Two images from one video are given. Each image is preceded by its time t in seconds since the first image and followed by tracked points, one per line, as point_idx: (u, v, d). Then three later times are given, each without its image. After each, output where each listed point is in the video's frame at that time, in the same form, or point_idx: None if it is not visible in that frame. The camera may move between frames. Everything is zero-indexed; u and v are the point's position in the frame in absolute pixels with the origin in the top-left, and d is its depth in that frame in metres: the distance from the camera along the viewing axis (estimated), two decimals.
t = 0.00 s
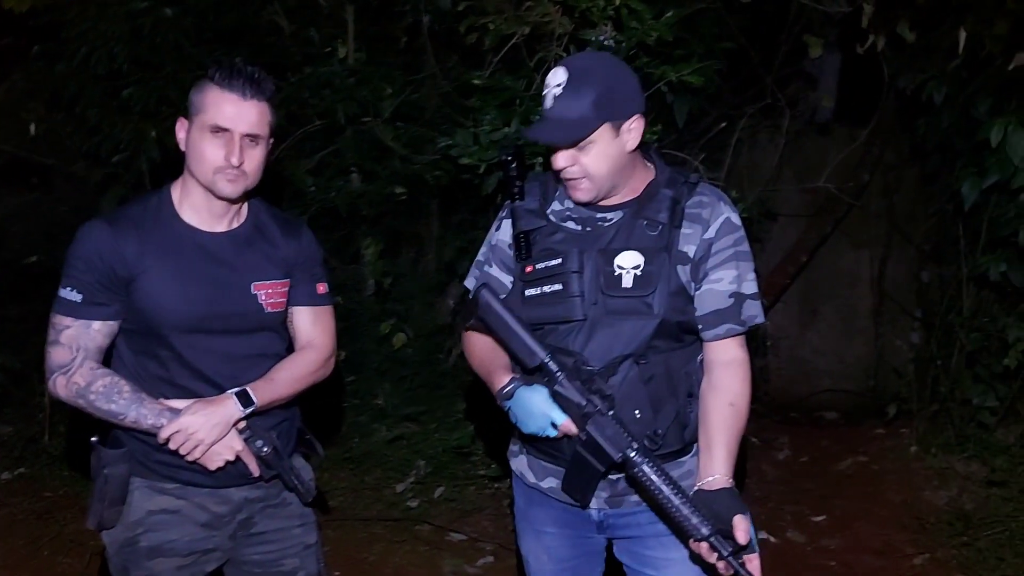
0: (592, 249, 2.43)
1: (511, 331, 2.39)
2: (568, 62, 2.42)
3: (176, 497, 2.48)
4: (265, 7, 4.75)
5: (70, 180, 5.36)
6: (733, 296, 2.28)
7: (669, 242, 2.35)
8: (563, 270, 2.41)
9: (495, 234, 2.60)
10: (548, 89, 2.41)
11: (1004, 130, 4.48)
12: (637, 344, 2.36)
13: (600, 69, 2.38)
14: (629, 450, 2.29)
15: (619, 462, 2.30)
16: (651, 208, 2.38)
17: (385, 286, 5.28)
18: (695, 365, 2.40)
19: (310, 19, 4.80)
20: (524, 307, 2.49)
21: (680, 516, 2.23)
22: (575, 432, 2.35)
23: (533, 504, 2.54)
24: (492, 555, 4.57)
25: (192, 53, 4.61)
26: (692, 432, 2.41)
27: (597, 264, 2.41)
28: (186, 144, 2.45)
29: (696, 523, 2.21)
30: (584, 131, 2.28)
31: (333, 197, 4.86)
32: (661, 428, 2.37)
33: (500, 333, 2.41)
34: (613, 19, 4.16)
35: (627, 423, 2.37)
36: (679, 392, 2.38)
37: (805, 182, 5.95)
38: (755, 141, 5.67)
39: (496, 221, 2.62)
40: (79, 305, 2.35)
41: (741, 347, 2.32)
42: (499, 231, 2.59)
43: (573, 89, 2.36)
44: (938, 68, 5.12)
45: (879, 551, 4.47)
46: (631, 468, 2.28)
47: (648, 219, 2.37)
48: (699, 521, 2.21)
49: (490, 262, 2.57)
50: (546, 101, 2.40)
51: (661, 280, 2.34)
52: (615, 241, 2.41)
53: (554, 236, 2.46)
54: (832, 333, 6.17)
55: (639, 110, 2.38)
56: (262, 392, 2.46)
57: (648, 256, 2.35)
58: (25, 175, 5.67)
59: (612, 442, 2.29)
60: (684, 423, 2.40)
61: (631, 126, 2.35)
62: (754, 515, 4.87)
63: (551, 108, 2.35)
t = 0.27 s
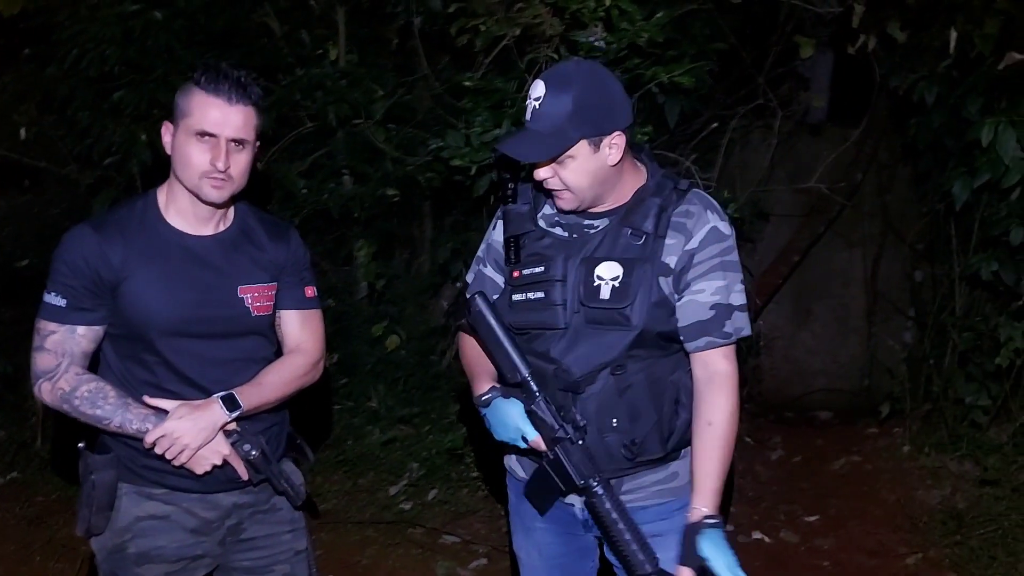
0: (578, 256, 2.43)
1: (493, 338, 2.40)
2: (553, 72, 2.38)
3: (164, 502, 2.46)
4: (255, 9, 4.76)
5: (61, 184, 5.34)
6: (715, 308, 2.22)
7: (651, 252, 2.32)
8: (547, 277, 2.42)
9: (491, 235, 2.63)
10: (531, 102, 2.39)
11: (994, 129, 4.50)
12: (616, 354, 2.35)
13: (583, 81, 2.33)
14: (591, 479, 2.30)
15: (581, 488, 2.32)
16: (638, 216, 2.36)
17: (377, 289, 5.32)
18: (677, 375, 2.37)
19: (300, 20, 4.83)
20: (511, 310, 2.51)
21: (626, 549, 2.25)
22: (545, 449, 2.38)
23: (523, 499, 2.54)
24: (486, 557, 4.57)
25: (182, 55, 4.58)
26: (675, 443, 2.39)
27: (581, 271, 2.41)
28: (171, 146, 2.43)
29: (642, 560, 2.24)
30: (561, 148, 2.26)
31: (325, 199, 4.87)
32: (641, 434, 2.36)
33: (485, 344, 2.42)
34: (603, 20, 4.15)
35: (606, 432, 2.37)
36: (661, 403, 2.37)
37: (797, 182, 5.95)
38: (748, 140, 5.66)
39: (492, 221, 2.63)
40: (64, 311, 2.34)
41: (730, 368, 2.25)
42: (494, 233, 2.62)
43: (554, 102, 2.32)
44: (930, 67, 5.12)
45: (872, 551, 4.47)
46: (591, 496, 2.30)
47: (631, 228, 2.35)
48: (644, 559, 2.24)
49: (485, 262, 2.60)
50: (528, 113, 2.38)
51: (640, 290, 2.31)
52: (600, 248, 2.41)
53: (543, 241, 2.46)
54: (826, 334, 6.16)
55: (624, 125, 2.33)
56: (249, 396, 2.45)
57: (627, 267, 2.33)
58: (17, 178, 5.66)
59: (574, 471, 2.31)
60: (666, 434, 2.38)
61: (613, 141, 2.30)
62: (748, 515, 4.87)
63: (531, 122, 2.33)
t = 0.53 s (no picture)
0: (562, 260, 2.45)
1: (480, 338, 2.47)
2: (547, 83, 2.36)
3: (161, 516, 2.46)
4: (241, 17, 4.73)
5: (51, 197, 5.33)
6: (641, 306, 2.22)
7: (627, 262, 2.31)
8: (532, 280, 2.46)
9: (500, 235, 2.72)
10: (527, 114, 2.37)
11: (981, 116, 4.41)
12: (591, 361, 2.37)
13: (579, 94, 2.31)
14: (564, 477, 2.33)
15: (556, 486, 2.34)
16: (621, 225, 2.34)
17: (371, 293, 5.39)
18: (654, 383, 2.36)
19: (287, 29, 4.83)
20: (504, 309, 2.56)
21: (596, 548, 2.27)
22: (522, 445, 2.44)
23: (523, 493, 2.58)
24: (489, 558, 4.58)
25: (167, 66, 4.56)
26: (655, 451, 2.37)
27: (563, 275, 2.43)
28: (157, 158, 2.43)
29: (608, 557, 2.25)
30: (557, 164, 2.26)
31: (316, 206, 4.85)
32: (615, 437, 2.37)
33: (474, 345, 2.49)
34: (588, 19, 4.15)
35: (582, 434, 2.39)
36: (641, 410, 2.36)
37: (788, 174, 5.98)
38: (737, 135, 5.67)
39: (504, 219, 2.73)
40: (54, 327, 2.33)
41: (643, 355, 2.20)
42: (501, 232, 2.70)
43: (549, 115, 2.31)
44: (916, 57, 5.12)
45: (872, 541, 4.48)
46: (563, 494, 2.32)
47: (611, 238, 2.35)
48: (611, 555, 2.25)
49: (494, 258, 2.71)
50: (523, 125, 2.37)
51: (612, 299, 2.30)
52: (585, 252, 2.41)
53: (535, 242, 2.53)
54: (821, 325, 6.18)
55: (622, 136, 2.32)
56: (242, 404, 2.45)
57: (600, 276, 2.32)
58: (7, 194, 5.65)
59: (549, 467, 2.34)
60: (646, 441, 2.36)
61: (609, 153, 2.29)
62: (747, 509, 4.88)
63: (526, 136, 2.32)
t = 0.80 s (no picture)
0: (547, 256, 2.45)
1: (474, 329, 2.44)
2: (542, 89, 2.33)
3: (159, 519, 2.42)
4: (230, 17, 4.74)
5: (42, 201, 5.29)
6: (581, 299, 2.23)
7: (598, 262, 2.33)
8: (519, 275, 2.49)
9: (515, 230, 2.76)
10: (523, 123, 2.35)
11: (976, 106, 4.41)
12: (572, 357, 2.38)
13: (575, 100, 2.30)
14: (542, 467, 2.35)
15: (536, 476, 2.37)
16: (597, 230, 2.34)
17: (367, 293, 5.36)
18: (636, 386, 2.35)
19: (276, 28, 4.85)
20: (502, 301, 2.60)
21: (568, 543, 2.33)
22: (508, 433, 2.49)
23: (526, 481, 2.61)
24: (489, 558, 4.52)
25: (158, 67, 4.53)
26: (634, 452, 2.36)
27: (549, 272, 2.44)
28: (162, 175, 2.34)
29: (575, 552, 2.31)
30: (560, 172, 2.24)
31: (310, 206, 4.80)
32: (596, 436, 2.36)
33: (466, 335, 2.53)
34: (581, 13, 4.12)
35: (562, 430, 2.41)
36: (621, 410, 2.35)
37: (784, 167, 5.92)
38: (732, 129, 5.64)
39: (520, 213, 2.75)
40: (46, 325, 2.29)
41: (567, 344, 2.21)
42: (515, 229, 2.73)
43: (547, 123, 2.29)
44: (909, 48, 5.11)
45: (875, 532, 4.46)
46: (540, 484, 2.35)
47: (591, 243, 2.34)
48: (579, 551, 2.31)
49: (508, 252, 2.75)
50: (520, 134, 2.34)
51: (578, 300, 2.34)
52: (565, 250, 2.41)
53: (531, 235, 2.54)
54: (819, 317, 6.14)
55: (620, 139, 2.31)
56: (237, 381, 2.39)
57: (568, 274, 2.37)
58: None
59: (531, 457, 2.37)
60: (625, 442, 2.36)
61: (609, 158, 2.29)
62: (748, 503, 4.86)
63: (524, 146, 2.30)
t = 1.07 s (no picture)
0: (551, 246, 2.46)
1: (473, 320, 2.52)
2: (551, 75, 2.36)
3: (167, 509, 2.43)
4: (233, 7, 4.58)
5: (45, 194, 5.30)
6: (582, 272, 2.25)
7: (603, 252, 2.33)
8: (523, 266, 2.50)
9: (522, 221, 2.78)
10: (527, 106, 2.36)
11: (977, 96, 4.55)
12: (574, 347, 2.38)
13: (581, 85, 2.31)
14: (548, 459, 2.38)
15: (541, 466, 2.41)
16: (597, 222, 2.38)
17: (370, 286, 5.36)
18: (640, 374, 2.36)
19: (281, 20, 4.68)
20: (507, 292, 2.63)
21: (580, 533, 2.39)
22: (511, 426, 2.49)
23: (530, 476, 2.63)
24: (491, 549, 4.53)
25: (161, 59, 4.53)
26: (638, 442, 2.38)
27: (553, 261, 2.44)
28: (183, 168, 2.33)
29: (586, 542, 2.37)
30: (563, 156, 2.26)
31: (313, 199, 4.83)
32: (601, 424, 2.37)
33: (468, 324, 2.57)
34: (584, 5, 4.13)
35: (566, 420, 2.43)
36: (625, 399, 2.36)
37: (787, 159, 5.95)
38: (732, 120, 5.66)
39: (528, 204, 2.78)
40: (55, 296, 2.25)
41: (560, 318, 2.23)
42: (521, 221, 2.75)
43: (552, 106, 2.31)
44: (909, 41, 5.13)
45: (875, 523, 4.49)
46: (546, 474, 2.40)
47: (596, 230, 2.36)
48: (589, 542, 2.37)
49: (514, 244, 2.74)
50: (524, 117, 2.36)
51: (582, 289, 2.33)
52: (568, 239, 2.43)
53: (533, 226, 2.54)
54: (819, 311, 6.18)
55: (624, 125, 2.33)
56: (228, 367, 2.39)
57: (574, 262, 2.39)
58: None
59: (536, 449, 2.39)
60: (629, 431, 2.37)
61: (613, 145, 2.31)
62: (749, 494, 4.88)
63: (528, 128, 2.31)
